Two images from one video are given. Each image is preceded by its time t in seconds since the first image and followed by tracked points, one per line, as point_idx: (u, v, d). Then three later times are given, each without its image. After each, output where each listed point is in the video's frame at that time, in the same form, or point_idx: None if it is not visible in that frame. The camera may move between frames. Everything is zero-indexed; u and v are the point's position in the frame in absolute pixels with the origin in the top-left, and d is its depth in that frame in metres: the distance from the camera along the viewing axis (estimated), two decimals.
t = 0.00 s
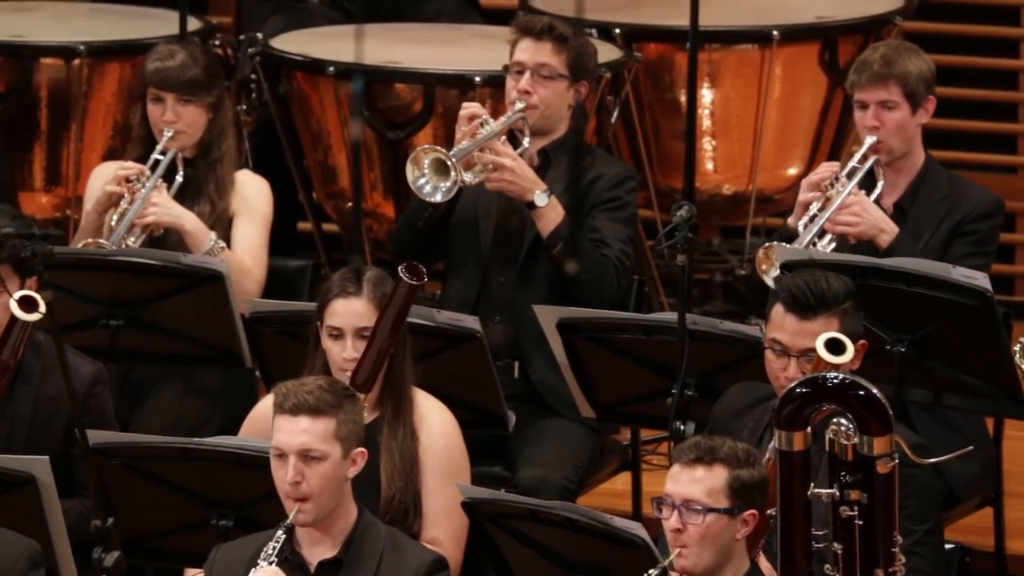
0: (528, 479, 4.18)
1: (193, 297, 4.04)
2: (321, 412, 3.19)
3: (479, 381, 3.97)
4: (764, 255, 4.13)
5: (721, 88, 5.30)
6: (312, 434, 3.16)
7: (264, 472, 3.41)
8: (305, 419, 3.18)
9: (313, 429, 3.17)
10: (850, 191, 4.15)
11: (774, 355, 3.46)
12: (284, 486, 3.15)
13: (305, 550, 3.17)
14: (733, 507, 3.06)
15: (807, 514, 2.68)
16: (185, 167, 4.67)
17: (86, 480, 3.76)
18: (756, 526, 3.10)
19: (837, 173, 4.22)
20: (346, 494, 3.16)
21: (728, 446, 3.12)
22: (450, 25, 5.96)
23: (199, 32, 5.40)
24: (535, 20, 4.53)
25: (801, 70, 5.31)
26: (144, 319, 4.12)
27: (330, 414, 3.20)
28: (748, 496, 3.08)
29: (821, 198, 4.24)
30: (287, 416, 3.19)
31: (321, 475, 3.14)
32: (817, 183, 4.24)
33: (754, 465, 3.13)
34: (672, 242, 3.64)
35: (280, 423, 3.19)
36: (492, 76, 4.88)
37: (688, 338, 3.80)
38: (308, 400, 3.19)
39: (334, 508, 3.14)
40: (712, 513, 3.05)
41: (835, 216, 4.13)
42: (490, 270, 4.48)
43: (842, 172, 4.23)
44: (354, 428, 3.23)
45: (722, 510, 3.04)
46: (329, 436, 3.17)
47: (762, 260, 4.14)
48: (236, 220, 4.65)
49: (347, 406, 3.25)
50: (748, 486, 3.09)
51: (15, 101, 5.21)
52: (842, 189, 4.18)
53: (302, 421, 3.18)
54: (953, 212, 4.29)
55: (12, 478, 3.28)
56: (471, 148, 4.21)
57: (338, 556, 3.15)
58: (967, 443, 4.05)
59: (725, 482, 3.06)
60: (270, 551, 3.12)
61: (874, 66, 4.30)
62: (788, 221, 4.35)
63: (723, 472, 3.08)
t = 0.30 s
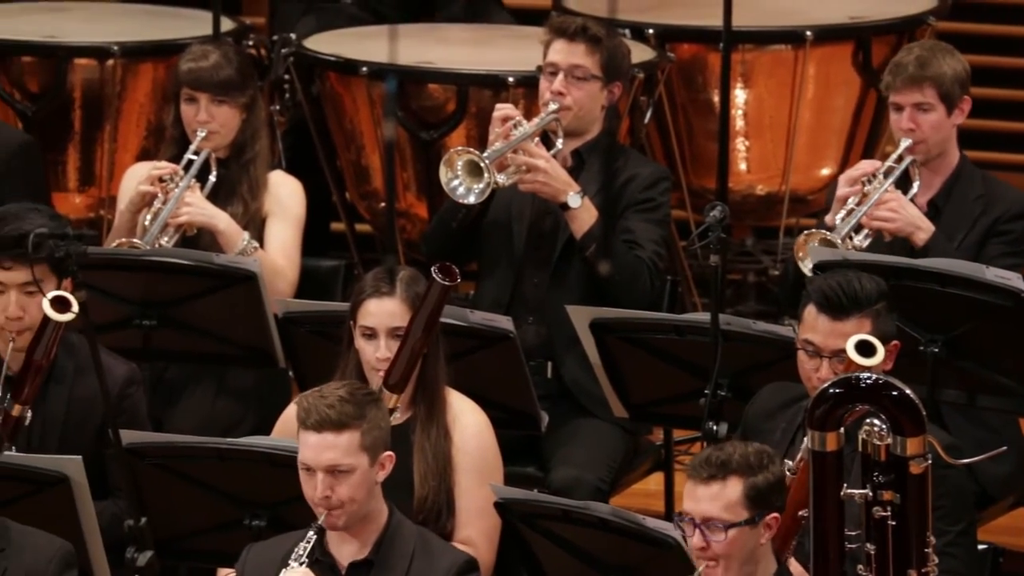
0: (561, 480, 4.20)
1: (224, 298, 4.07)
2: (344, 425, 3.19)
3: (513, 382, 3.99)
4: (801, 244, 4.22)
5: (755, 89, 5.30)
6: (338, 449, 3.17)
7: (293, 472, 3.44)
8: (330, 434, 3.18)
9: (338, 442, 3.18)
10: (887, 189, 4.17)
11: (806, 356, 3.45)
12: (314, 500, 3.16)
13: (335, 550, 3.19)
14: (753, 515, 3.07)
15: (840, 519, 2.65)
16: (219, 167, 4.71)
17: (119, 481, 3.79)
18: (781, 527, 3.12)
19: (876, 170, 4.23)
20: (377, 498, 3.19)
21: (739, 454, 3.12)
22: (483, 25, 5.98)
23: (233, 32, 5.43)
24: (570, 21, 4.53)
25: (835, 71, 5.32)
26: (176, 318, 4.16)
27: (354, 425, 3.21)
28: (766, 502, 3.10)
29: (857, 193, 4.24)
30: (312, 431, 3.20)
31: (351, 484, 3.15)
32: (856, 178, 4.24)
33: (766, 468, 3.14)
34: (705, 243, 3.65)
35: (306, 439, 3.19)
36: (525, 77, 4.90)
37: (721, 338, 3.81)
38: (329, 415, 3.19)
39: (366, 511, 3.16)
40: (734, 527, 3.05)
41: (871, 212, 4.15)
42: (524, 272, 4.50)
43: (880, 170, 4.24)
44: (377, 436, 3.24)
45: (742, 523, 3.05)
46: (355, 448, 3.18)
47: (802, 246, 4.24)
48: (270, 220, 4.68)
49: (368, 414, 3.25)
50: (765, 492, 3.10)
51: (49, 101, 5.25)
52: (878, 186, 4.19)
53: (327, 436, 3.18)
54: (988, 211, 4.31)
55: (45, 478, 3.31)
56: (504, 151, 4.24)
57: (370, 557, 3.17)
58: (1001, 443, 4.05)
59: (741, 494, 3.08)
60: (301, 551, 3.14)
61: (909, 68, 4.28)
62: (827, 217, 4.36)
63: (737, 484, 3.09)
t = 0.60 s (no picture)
0: (576, 482, 4.20)
1: (240, 301, 4.07)
2: (362, 427, 3.20)
3: (530, 385, 3.99)
4: (818, 248, 4.22)
5: (771, 90, 5.30)
6: (355, 451, 3.18)
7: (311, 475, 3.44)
8: (346, 436, 3.19)
9: (355, 444, 3.19)
10: (904, 193, 4.17)
11: (821, 358, 3.46)
12: (331, 501, 3.16)
13: (350, 553, 3.19)
14: (766, 523, 3.07)
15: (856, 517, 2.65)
16: (235, 169, 4.72)
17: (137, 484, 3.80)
18: (794, 534, 3.12)
19: (892, 175, 4.23)
20: (394, 500, 3.19)
21: (751, 461, 3.11)
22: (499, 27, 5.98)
23: (249, 34, 5.44)
24: (585, 23, 4.53)
25: (851, 73, 5.31)
26: (192, 321, 4.16)
27: (371, 427, 3.21)
28: (778, 509, 3.09)
29: (875, 198, 4.23)
30: (329, 433, 3.20)
31: (368, 486, 3.16)
32: (873, 183, 4.23)
33: (778, 475, 3.12)
34: (721, 245, 3.65)
35: (323, 441, 3.20)
36: (541, 79, 4.90)
37: (737, 340, 3.80)
38: (346, 417, 3.20)
39: (381, 514, 3.16)
40: (746, 535, 3.06)
41: (888, 216, 4.16)
42: (541, 274, 4.50)
43: (897, 174, 4.23)
44: (395, 438, 3.24)
45: (755, 531, 3.05)
46: (371, 451, 3.19)
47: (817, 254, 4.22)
48: (286, 222, 4.68)
49: (386, 416, 3.25)
50: (778, 499, 3.10)
51: (64, 104, 5.26)
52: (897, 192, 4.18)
53: (344, 437, 3.19)
54: (1005, 213, 4.29)
55: (61, 480, 3.31)
56: (522, 153, 4.24)
57: (386, 560, 3.17)
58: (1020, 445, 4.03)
59: (754, 501, 3.07)
60: (318, 554, 3.13)
61: (922, 74, 4.28)
62: (845, 220, 4.35)
63: (749, 492, 3.08)
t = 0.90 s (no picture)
0: (597, 482, 4.22)
1: (261, 304, 4.09)
2: (383, 428, 3.21)
3: (550, 386, 4.00)
4: (839, 247, 4.25)
5: (792, 91, 5.31)
6: (377, 453, 3.19)
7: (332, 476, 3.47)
8: (369, 437, 3.20)
9: (377, 445, 3.20)
10: (926, 193, 4.18)
11: (842, 360, 3.48)
12: (352, 503, 3.17)
13: (371, 553, 3.21)
14: (791, 518, 3.08)
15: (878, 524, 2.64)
16: (257, 169, 4.74)
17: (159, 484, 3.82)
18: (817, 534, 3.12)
19: (914, 175, 4.24)
20: (415, 502, 3.21)
21: (782, 455, 3.13)
22: (520, 29, 5.99)
23: (270, 35, 5.46)
24: (605, 25, 4.56)
25: (871, 74, 5.31)
26: (213, 322, 4.20)
27: (393, 428, 3.22)
28: (805, 506, 3.10)
29: (897, 198, 4.24)
30: (350, 434, 3.22)
31: (389, 487, 3.17)
32: (896, 182, 4.23)
33: (808, 472, 3.14)
34: (743, 246, 3.65)
35: (343, 441, 3.21)
36: (562, 80, 4.91)
37: (759, 340, 3.82)
38: (368, 418, 3.21)
39: (404, 515, 3.19)
40: (771, 526, 3.06)
41: (909, 216, 4.16)
42: (562, 276, 4.52)
43: (919, 175, 4.25)
44: (416, 438, 3.26)
45: (780, 523, 3.06)
46: (393, 451, 3.20)
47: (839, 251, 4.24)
48: (305, 223, 4.70)
49: (407, 417, 3.27)
50: (806, 495, 3.11)
51: (85, 105, 5.28)
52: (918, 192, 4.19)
53: (365, 438, 3.20)
54: None
55: (83, 480, 3.33)
56: (541, 157, 4.26)
57: (407, 560, 3.19)
58: None
59: (782, 494, 3.09)
60: (340, 556, 3.15)
61: (943, 72, 4.29)
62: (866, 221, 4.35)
63: (779, 484, 3.10)
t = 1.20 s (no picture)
0: (620, 485, 4.24)
1: (287, 305, 4.12)
2: (408, 430, 3.23)
3: (575, 387, 4.02)
4: (864, 253, 4.22)
5: (816, 94, 5.32)
6: (401, 454, 3.21)
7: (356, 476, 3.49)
8: (392, 440, 3.22)
9: (401, 447, 3.22)
10: (952, 196, 4.18)
11: (867, 361, 3.48)
12: (377, 505, 3.19)
13: (395, 554, 3.23)
14: (816, 522, 3.09)
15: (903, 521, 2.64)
16: (282, 170, 4.77)
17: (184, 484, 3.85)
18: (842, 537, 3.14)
19: (940, 177, 4.24)
20: (438, 502, 3.23)
21: (805, 459, 3.14)
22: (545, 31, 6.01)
23: (295, 37, 5.48)
24: (629, 27, 4.57)
25: (896, 76, 5.32)
26: (238, 323, 4.22)
27: (416, 431, 3.24)
28: (829, 509, 3.12)
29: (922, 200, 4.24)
30: (373, 437, 3.23)
31: (412, 489, 3.19)
32: (921, 185, 4.24)
33: (831, 475, 3.15)
34: (767, 248, 3.66)
35: (367, 444, 3.23)
36: (587, 81, 4.93)
37: (783, 343, 3.83)
38: (392, 421, 3.23)
39: (427, 516, 3.21)
40: (796, 531, 3.08)
41: (935, 219, 4.17)
42: (586, 278, 4.53)
43: (944, 177, 4.25)
44: (439, 439, 3.28)
45: (805, 527, 3.08)
46: (416, 454, 3.22)
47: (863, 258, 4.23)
48: (332, 224, 4.74)
49: (431, 420, 3.29)
50: (829, 499, 3.12)
51: (111, 107, 5.31)
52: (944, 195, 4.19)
53: (389, 441, 3.22)
54: None
55: (107, 481, 3.36)
56: (564, 158, 4.27)
57: (430, 562, 3.22)
58: None
59: (806, 499, 3.10)
60: (363, 558, 3.16)
61: (968, 71, 4.30)
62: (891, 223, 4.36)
63: (803, 488, 3.11)
